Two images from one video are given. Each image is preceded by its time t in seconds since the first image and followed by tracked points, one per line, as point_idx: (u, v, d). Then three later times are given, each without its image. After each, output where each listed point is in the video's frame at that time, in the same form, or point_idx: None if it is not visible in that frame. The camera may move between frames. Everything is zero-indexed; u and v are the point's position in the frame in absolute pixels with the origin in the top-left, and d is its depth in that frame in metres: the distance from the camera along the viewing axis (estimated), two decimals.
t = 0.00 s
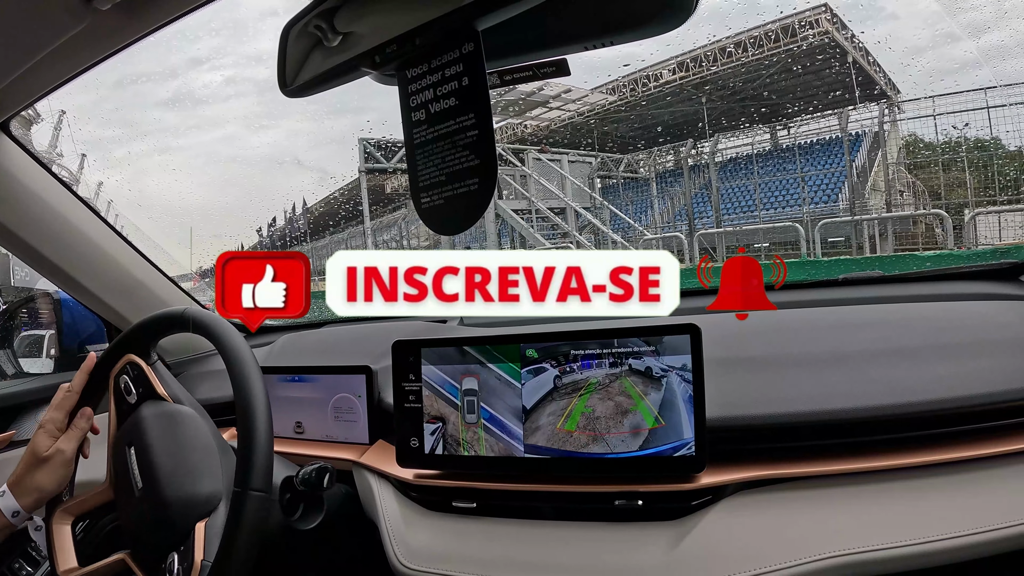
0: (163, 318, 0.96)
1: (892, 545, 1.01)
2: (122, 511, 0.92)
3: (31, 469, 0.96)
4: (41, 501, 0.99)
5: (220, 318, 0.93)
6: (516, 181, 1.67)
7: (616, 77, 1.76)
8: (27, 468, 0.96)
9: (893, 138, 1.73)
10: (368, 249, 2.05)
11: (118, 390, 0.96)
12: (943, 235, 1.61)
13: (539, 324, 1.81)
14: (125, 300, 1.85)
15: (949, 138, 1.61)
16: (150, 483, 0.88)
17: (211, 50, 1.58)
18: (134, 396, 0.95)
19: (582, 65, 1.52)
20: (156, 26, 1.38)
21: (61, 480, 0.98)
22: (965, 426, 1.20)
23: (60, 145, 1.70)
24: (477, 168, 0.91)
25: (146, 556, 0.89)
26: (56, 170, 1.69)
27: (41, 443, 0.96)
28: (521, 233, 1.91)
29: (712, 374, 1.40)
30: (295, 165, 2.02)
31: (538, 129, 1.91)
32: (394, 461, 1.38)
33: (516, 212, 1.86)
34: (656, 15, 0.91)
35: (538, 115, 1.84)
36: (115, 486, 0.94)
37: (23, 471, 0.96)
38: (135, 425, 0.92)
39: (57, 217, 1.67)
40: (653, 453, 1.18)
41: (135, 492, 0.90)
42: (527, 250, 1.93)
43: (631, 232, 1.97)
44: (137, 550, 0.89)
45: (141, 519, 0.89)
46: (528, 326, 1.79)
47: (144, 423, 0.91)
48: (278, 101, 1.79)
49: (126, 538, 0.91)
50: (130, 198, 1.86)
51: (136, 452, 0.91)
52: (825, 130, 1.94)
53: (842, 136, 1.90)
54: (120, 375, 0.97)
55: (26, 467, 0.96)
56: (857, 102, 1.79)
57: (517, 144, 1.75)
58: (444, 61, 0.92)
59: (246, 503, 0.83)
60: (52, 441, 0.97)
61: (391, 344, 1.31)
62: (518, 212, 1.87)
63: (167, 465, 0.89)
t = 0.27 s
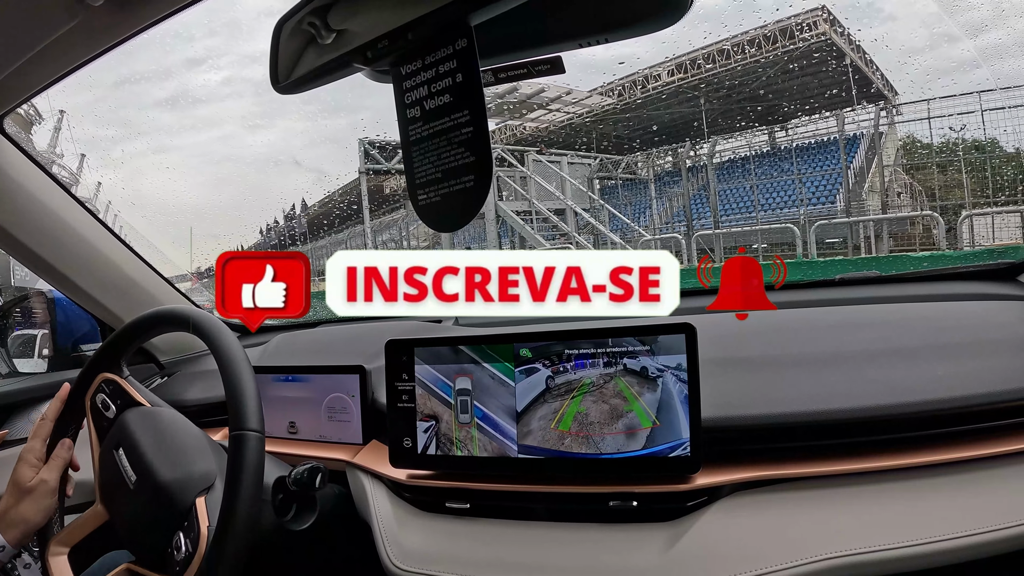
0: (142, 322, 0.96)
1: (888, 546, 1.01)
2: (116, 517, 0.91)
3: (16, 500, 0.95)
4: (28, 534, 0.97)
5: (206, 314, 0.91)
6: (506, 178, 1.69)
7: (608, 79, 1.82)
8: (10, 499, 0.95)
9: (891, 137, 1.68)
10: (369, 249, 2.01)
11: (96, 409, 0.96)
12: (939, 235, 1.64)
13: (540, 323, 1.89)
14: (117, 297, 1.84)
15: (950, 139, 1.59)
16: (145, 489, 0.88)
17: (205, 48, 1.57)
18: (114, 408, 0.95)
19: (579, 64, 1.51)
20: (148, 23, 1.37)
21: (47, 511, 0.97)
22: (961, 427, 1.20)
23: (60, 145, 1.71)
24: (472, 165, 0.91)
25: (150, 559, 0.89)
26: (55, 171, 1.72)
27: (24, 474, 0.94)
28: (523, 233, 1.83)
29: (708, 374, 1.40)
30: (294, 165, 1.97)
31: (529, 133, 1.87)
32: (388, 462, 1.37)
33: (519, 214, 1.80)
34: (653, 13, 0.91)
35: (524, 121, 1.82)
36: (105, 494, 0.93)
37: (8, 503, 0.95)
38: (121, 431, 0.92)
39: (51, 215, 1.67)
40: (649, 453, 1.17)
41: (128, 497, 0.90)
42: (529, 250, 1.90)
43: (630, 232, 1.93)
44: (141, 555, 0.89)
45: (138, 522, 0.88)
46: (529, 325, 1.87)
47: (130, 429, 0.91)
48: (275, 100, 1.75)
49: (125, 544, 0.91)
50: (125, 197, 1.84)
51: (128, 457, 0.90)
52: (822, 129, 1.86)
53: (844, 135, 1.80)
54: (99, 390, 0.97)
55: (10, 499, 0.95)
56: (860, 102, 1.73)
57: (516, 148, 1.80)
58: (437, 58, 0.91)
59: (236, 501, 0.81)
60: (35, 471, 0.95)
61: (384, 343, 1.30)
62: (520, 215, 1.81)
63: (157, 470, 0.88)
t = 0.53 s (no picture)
0: (135, 326, 0.96)
1: (885, 548, 1.00)
2: (113, 521, 0.91)
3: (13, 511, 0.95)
4: (28, 544, 0.97)
5: (201, 314, 0.91)
6: (506, 177, 1.73)
7: (604, 82, 1.83)
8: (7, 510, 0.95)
9: (888, 140, 1.73)
10: (369, 249, 2.02)
11: (90, 415, 0.96)
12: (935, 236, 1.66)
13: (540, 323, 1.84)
14: (115, 299, 1.82)
15: (948, 143, 1.62)
16: (141, 491, 0.88)
17: (203, 49, 1.57)
18: (107, 414, 0.95)
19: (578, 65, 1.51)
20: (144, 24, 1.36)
21: (44, 519, 0.96)
22: (959, 429, 1.20)
23: (61, 145, 1.70)
24: (470, 165, 0.91)
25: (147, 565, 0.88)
26: (56, 171, 1.69)
27: (19, 484, 0.94)
28: (523, 234, 1.85)
29: (706, 376, 1.39)
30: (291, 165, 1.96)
31: (535, 133, 1.92)
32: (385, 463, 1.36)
33: (519, 215, 1.82)
34: (652, 15, 0.91)
35: (530, 122, 1.85)
36: (102, 499, 0.93)
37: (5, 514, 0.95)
38: (116, 436, 0.92)
39: (51, 219, 1.66)
40: (647, 454, 1.17)
41: (125, 500, 0.89)
42: (529, 249, 1.92)
43: (629, 233, 1.96)
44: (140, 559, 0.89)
45: (135, 526, 0.88)
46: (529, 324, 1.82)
47: (126, 433, 0.91)
48: (274, 101, 1.75)
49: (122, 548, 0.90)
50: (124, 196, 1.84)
51: (124, 461, 0.90)
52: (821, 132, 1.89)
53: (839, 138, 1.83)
54: (91, 397, 0.97)
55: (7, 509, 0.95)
56: (857, 104, 1.78)
57: (516, 151, 1.82)
58: (435, 57, 0.91)
59: (233, 501, 0.81)
60: (30, 480, 0.95)
61: (381, 344, 1.28)
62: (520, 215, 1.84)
63: (153, 472, 0.87)
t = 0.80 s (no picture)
0: (133, 327, 0.96)
1: (882, 549, 1.01)
2: (113, 521, 0.91)
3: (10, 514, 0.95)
4: (26, 548, 0.96)
5: (200, 315, 0.91)
6: (511, 181, 1.73)
7: (601, 87, 1.87)
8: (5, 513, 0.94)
9: (887, 142, 1.78)
10: (370, 249, 2.04)
11: (88, 417, 0.96)
12: (934, 242, 1.68)
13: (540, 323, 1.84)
14: (115, 300, 1.81)
15: (942, 146, 1.68)
16: (140, 492, 0.88)
17: (205, 50, 1.58)
18: (105, 416, 0.95)
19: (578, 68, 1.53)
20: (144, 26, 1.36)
21: (41, 522, 0.96)
22: (956, 430, 1.20)
23: (62, 145, 1.69)
24: (467, 167, 0.91)
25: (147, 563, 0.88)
26: (57, 170, 1.67)
27: (17, 487, 0.94)
28: (523, 236, 1.84)
29: (704, 377, 1.40)
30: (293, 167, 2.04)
31: (541, 134, 2.01)
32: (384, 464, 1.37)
33: (520, 218, 1.81)
34: (651, 17, 0.91)
35: (539, 122, 1.96)
36: (101, 500, 0.93)
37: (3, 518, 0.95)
38: (115, 437, 0.92)
39: (52, 220, 1.64)
40: (644, 456, 1.17)
41: (124, 501, 0.89)
42: (528, 251, 1.91)
43: (627, 235, 2.04)
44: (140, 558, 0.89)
45: (135, 525, 0.88)
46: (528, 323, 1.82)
47: (124, 434, 0.91)
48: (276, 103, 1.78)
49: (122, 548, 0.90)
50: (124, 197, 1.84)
51: (122, 461, 0.90)
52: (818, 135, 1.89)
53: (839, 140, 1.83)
54: (88, 398, 0.97)
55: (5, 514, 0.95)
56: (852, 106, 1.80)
57: (517, 150, 1.84)
58: (435, 60, 0.91)
59: (232, 502, 0.81)
60: (26, 483, 0.95)
61: (381, 344, 1.28)
62: (523, 218, 1.83)
63: (152, 472, 0.88)
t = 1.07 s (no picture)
0: (130, 329, 0.96)
1: (879, 549, 1.01)
2: (111, 523, 0.91)
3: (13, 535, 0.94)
4: (29, 570, 0.94)
5: (200, 316, 0.91)
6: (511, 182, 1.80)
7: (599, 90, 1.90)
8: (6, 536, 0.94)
9: (885, 145, 1.85)
10: (372, 249, 2.10)
11: (82, 426, 0.97)
12: (928, 243, 1.69)
13: (540, 322, 1.82)
14: (114, 299, 1.81)
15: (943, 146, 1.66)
16: (141, 492, 0.88)
17: (204, 50, 1.58)
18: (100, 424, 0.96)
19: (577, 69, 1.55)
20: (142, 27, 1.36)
21: (43, 542, 0.94)
22: (953, 431, 1.21)
23: (63, 145, 1.70)
24: (468, 169, 0.91)
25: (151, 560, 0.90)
26: (59, 170, 1.68)
27: (17, 508, 0.94)
28: (523, 234, 1.95)
29: (703, 378, 1.40)
30: (291, 167, 2.02)
31: (547, 136, 2.18)
32: (383, 464, 1.37)
33: (524, 218, 2.00)
34: (650, 18, 0.91)
35: (545, 126, 2.11)
36: (99, 502, 0.93)
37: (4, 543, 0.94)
38: (111, 440, 0.93)
39: (51, 219, 1.64)
40: (642, 456, 1.18)
41: (123, 502, 0.90)
42: (528, 250, 1.98)
43: (627, 236, 2.11)
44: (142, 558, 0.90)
45: (136, 525, 0.89)
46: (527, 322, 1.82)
47: (120, 435, 0.92)
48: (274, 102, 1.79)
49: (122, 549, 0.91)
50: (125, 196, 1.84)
51: (122, 463, 0.91)
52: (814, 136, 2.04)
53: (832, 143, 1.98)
54: (83, 406, 0.97)
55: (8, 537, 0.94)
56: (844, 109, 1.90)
57: (522, 155, 2.05)
58: (435, 62, 0.92)
59: (232, 502, 0.81)
60: (26, 504, 0.95)
61: (380, 346, 1.29)
62: (525, 218, 2.01)
63: (152, 472, 0.88)
